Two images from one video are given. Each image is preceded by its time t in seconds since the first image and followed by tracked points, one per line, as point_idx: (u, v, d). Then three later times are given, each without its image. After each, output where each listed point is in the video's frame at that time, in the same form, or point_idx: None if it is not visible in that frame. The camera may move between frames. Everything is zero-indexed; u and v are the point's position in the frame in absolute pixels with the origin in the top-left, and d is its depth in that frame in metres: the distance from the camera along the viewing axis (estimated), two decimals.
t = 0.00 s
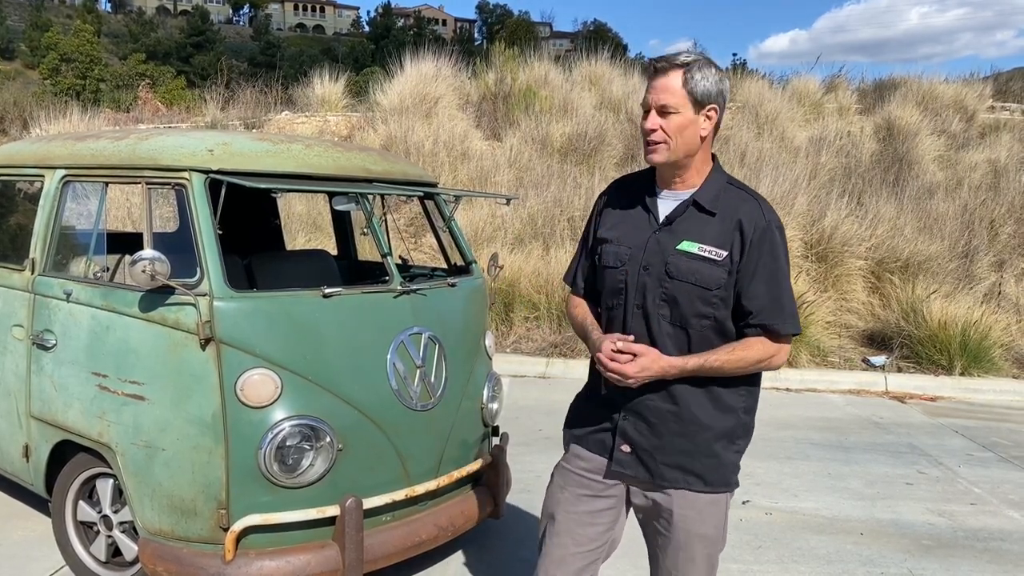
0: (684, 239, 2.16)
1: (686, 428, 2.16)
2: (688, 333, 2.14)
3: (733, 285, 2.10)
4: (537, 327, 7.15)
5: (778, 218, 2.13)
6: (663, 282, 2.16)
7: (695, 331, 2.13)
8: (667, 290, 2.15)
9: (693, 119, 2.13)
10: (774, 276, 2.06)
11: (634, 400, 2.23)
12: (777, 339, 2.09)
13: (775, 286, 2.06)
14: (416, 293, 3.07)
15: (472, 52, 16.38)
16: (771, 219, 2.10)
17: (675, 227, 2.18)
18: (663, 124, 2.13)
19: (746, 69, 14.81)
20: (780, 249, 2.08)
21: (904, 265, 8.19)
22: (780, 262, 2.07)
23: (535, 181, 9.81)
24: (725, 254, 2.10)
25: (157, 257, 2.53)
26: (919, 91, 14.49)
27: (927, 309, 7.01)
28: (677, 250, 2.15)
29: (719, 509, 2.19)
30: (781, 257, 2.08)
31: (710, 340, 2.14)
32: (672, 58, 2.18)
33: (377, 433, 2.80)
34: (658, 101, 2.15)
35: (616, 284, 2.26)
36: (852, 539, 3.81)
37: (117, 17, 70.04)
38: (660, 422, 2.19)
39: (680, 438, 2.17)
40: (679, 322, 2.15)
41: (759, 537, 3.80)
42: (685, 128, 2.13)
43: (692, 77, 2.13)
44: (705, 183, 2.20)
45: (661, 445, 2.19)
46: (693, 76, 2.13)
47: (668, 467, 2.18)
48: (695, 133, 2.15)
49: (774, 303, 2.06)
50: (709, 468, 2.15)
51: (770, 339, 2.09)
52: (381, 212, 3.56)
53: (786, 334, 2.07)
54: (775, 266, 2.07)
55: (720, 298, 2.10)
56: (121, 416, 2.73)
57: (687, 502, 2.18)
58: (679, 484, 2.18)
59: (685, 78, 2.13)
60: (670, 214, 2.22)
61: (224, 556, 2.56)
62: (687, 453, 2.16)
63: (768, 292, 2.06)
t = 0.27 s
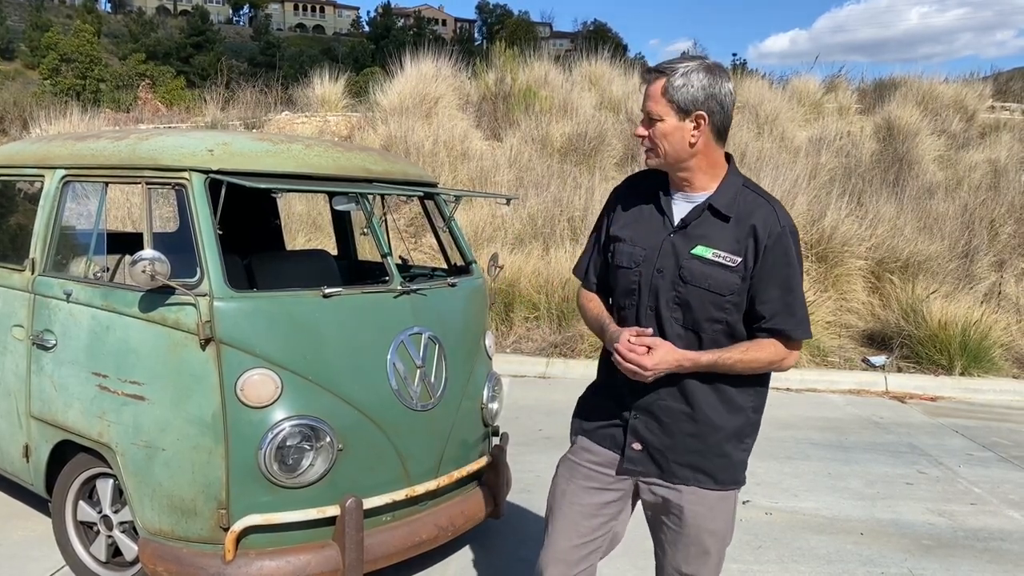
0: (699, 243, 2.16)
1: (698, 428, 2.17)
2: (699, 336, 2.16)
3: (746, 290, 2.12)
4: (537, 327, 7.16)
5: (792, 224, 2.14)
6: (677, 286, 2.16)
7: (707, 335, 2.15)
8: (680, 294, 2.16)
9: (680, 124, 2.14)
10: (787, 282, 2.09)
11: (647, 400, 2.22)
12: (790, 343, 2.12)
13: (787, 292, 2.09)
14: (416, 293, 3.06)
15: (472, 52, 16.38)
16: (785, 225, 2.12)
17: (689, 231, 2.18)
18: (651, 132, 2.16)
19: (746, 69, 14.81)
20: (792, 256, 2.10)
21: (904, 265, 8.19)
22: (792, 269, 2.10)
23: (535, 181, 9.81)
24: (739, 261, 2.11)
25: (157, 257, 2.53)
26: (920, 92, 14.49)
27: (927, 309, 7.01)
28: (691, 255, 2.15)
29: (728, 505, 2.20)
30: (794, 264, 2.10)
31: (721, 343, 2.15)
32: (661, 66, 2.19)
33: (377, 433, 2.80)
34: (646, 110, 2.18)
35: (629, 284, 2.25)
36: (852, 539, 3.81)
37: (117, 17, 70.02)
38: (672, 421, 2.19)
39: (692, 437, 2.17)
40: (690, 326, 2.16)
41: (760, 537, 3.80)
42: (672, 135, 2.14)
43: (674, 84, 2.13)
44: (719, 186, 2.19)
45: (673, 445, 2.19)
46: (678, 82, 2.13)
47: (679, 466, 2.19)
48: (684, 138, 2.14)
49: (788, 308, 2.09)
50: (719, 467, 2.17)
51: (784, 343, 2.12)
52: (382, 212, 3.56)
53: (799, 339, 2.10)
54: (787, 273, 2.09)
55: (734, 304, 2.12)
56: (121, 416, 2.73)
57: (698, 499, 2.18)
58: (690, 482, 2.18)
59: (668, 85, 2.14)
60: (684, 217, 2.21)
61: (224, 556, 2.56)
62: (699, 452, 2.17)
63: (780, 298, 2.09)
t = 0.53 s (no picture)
0: (698, 241, 2.15)
1: (697, 427, 2.16)
2: (698, 334, 2.14)
3: (744, 288, 2.10)
4: (537, 327, 7.16)
5: (793, 222, 2.11)
6: (676, 283, 2.16)
7: (705, 333, 2.13)
8: (678, 291, 2.15)
9: (682, 123, 2.14)
10: (786, 280, 2.06)
11: (648, 398, 2.23)
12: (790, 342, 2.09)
13: (787, 291, 2.06)
14: (416, 293, 3.06)
15: (472, 52, 16.38)
16: (786, 223, 2.09)
17: (689, 229, 2.17)
18: (653, 130, 2.17)
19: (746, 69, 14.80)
20: (792, 254, 2.07)
21: (904, 265, 8.19)
22: (791, 267, 2.06)
23: (535, 181, 9.80)
24: (737, 258, 2.10)
25: (157, 257, 2.53)
26: (920, 91, 14.48)
27: (927, 309, 7.01)
28: (690, 252, 2.15)
29: (728, 508, 2.19)
30: (793, 262, 2.07)
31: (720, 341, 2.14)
32: (665, 65, 2.20)
33: (377, 433, 2.80)
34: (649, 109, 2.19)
35: (631, 281, 2.26)
36: (852, 539, 3.81)
37: (117, 17, 70.02)
38: (672, 420, 2.19)
39: (691, 436, 2.17)
40: (689, 323, 2.15)
41: (759, 537, 3.79)
42: (673, 133, 2.15)
43: (676, 82, 2.14)
44: (720, 185, 2.18)
45: (672, 443, 2.19)
46: (680, 81, 2.14)
47: (678, 465, 2.18)
48: (686, 136, 2.15)
49: (786, 306, 2.06)
50: (718, 468, 2.16)
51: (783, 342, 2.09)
52: (382, 212, 3.56)
53: (798, 338, 2.07)
54: (786, 271, 2.06)
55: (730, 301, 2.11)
56: (121, 416, 2.73)
57: (697, 500, 2.18)
58: (689, 482, 2.18)
59: (670, 83, 2.14)
60: (685, 216, 2.20)
61: (224, 556, 2.56)
62: (698, 452, 2.16)
63: (779, 296, 2.06)
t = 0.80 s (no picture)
0: (692, 239, 2.15)
1: (688, 423, 2.16)
2: (692, 332, 2.14)
3: (736, 285, 2.08)
4: (537, 327, 7.16)
5: (786, 218, 2.08)
6: (671, 281, 2.17)
7: (698, 330, 2.13)
8: (673, 289, 2.16)
9: (675, 127, 2.15)
10: (776, 277, 2.03)
11: (645, 393, 2.26)
12: (785, 340, 2.05)
13: (779, 288, 2.03)
14: (416, 293, 3.06)
15: (472, 52, 16.38)
16: (779, 220, 2.06)
17: (685, 228, 2.18)
18: (649, 135, 2.19)
19: (746, 68, 14.80)
20: (785, 251, 2.04)
21: (904, 265, 8.20)
22: (783, 264, 2.03)
23: (535, 181, 9.80)
24: (728, 255, 2.09)
25: (157, 256, 2.53)
26: (920, 91, 14.49)
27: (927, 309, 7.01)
28: (683, 250, 2.15)
29: (717, 508, 2.17)
30: (784, 258, 2.04)
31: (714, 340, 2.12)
32: (658, 70, 2.21)
33: (378, 433, 2.80)
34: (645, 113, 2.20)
35: (637, 282, 2.30)
36: (852, 539, 3.81)
37: (117, 16, 69.99)
38: (665, 414, 2.20)
39: (681, 431, 2.17)
40: (682, 321, 2.15)
41: (760, 537, 3.79)
42: (668, 137, 2.16)
43: (668, 87, 2.15)
44: (716, 185, 2.18)
45: (664, 437, 2.20)
46: (671, 86, 2.14)
47: (670, 461, 2.19)
48: (681, 139, 2.16)
49: (777, 304, 2.03)
50: (708, 465, 2.15)
51: (775, 340, 2.05)
52: (382, 212, 3.56)
53: (791, 336, 2.03)
54: (778, 268, 2.03)
55: (721, 297, 2.10)
56: (122, 416, 2.73)
57: (685, 497, 2.18)
58: (678, 478, 2.18)
59: (663, 88, 2.15)
60: (682, 216, 2.21)
61: (224, 556, 2.56)
62: (687, 447, 2.16)
63: (769, 293, 2.04)
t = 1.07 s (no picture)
0: (698, 236, 2.17)
1: (692, 414, 2.19)
2: (699, 327, 2.16)
3: (737, 279, 2.09)
4: (537, 327, 7.15)
5: (786, 212, 2.08)
6: (679, 278, 2.20)
7: (703, 324, 2.15)
8: (681, 286, 2.19)
9: (682, 132, 2.16)
10: (773, 270, 2.03)
11: (657, 384, 2.31)
12: (784, 332, 2.03)
13: (778, 281, 2.02)
14: (416, 293, 3.06)
15: (472, 52, 16.37)
16: (776, 213, 2.06)
17: (694, 227, 2.21)
18: (658, 141, 2.21)
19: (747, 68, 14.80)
20: (781, 242, 2.03)
21: (905, 265, 8.20)
22: (780, 256, 2.02)
23: (535, 181, 9.80)
24: (728, 249, 2.10)
25: (157, 257, 2.52)
26: (920, 91, 14.48)
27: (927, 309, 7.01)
28: (689, 246, 2.18)
29: (714, 500, 2.19)
30: (783, 250, 2.03)
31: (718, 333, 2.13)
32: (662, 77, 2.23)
33: (378, 433, 2.80)
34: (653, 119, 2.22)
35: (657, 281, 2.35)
36: (853, 539, 3.81)
37: (117, 16, 70.01)
38: (673, 406, 2.24)
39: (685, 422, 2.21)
40: (689, 316, 2.18)
41: (760, 537, 3.79)
42: (675, 142, 2.18)
43: (672, 93, 2.16)
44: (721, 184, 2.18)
45: (671, 428, 2.24)
46: (677, 91, 2.16)
47: (674, 451, 2.23)
48: (688, 143, 2.17)
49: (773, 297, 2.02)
50: (709, 457, 2.17)
51: (775, 332, 2.03)
52: (382, 213, 3.56)
53: (788, 327, 2.01)
54: (775, 260, 2.03)
55: (723, 291, 2.11)
56: (122, 416, 2.73)
57: (684, 487, 2.22)
58: (680, 467, 2.22)
59: (667, 95, 2.17)
60: (692, 215, 2.24)
61: (224, 556, 2.56)
62: (689, 437, 2.19)
63: (767, 285, 2.03)
